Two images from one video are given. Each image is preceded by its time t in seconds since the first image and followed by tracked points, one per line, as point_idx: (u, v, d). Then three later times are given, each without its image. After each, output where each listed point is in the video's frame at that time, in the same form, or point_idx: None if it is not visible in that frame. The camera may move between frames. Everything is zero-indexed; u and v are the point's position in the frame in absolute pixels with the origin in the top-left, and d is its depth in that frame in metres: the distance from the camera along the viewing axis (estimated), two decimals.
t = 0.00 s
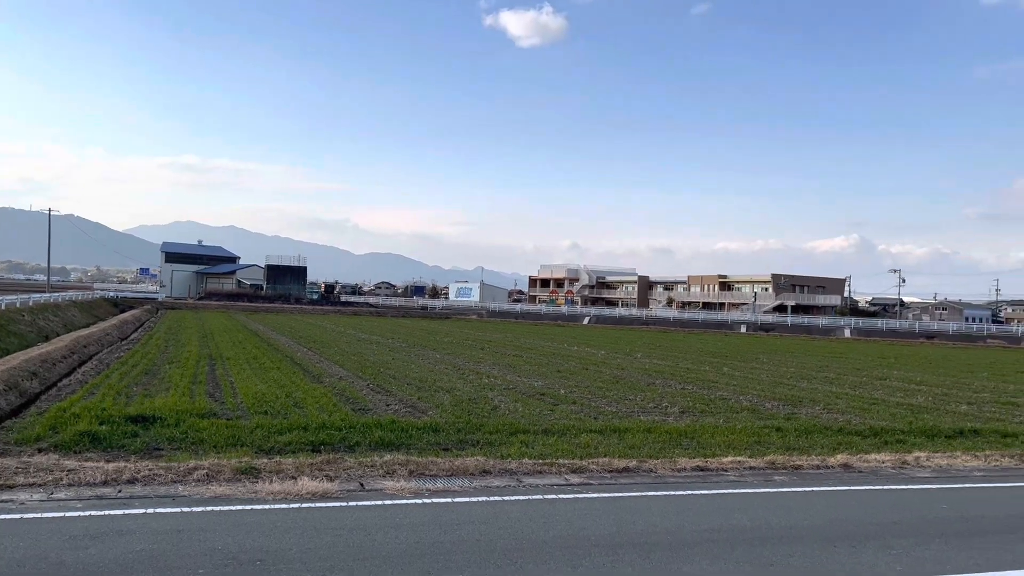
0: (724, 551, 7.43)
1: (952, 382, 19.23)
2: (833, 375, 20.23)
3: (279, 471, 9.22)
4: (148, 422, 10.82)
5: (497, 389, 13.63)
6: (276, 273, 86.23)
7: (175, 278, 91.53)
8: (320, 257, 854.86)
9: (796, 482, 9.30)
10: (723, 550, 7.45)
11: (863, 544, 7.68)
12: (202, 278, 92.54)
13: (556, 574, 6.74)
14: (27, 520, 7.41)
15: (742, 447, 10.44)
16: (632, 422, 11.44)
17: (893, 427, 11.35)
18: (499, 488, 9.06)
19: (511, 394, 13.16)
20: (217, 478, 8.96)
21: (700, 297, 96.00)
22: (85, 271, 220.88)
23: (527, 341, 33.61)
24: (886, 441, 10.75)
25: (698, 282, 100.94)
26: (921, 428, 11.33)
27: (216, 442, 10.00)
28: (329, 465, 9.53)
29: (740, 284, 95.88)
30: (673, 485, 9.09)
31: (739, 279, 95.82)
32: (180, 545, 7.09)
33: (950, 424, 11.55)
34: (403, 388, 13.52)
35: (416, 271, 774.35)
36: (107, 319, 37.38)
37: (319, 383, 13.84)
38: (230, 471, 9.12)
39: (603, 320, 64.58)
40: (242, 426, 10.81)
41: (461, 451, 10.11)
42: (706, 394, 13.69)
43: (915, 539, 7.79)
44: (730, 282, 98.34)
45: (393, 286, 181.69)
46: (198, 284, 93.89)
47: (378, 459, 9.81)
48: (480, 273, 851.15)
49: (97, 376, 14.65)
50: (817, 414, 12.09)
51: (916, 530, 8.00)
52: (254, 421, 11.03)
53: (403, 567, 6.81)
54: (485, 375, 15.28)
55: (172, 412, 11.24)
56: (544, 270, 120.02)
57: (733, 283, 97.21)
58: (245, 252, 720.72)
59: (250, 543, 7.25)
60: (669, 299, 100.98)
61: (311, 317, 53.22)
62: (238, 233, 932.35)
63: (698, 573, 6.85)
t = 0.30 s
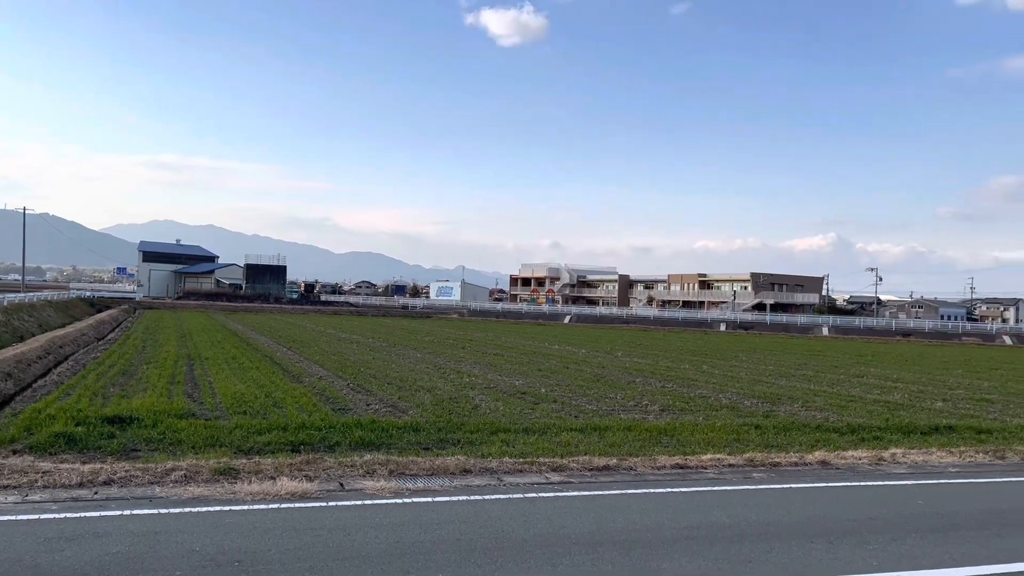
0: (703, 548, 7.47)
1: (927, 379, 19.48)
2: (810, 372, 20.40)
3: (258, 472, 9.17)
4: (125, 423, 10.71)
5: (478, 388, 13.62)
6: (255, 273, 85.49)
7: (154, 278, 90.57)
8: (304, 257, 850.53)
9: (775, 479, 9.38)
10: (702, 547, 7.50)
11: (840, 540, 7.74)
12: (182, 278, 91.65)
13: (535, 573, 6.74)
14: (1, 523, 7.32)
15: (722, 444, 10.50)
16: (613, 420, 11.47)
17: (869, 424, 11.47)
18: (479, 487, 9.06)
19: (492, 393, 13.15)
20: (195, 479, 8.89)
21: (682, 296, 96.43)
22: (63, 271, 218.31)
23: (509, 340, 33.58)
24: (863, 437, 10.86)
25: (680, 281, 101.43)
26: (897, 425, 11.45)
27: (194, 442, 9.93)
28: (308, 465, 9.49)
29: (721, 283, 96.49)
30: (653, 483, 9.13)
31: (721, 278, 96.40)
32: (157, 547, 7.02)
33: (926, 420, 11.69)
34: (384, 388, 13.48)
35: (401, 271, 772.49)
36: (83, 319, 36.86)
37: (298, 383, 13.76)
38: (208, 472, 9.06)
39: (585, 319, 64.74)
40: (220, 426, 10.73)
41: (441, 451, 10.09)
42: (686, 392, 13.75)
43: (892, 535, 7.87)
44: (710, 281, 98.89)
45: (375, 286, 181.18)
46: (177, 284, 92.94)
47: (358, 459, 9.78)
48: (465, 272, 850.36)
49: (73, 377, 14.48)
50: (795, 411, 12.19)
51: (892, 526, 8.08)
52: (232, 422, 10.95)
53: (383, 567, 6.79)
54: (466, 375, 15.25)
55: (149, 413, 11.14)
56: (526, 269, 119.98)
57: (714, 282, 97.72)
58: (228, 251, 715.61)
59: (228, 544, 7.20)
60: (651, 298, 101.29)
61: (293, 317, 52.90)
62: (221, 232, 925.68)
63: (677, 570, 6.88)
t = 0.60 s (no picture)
0: (684, 546, 7.50)
1: (904, 377, 19.69)
2: (789, 370, 20.54)
3: (238, 473, 9.12)
4: (104, 425, 10.63)
5: (461, 388, 13.61)
6: (235, 273, 84.86)
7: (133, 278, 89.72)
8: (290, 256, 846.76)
9: (755, 477, 9.44)
10: (683, 545, 7.53)
11: (820, 536, 7.80)
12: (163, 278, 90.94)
13: (516, 572, 6.76)
14: None
15: (703, 443, 10.55)
16: (594, 419, 11.50)
17: (848, 422, 11.56)
18: (461, 487, 9.06)
19: (474, 393, 13.14)
20: (175, 481, 8.84)
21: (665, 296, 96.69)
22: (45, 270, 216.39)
23: (492, 339, 33.57)
24: (843, 435, 10.94)
25: (664, 280, 101.81)
26: (876, 423, 11.55)
27: (174, 444, 9.87)
28: (290, 466, 9.47)
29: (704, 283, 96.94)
30: (634, 481, 9.17)
31: (704, 277, 96.89)
32: (137, 549, 6.97)
33: (904, 418, 11.81)
34: (366, 388, 13.45)
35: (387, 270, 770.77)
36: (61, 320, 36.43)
37: (279, 383, 13.70)
38: (188, 474, 9.00)
39: (568, 318, 64.91)
40: (200, 428, 10.67)
41: (423, 451, 10.08)
42: (667, 391, 13.82)
43: (870, 531, 7.94)
44: (693, 280, 99.31)
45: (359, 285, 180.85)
46: (156, 284, 92.25)
47: (340, 460, 9.75)
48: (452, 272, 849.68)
49: (50, 379, 14.32)
50: (775, 410, 12.27)
51: (871, 522, 8.16)
52: (213, 423, 10.89)
53: (364, 567, 6.78)
54: (448, 375, 15.24)
55: (129, 414, 11.05)
56: (510, 268, 119.94)
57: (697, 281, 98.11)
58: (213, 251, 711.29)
59: (208, 546, 7.15)
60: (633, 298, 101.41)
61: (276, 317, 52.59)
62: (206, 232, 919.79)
63: (657, 569, 6.91)
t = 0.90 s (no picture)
0: (665, 544, 7.53)
1: (883, 375, 19.89)
2: (770, 369, 20.66)
3: (219, 475, 9.07)
4: (84, 427, 10.54)
5: (444, 388, 13.59)
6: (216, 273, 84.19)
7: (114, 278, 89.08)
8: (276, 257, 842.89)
9: (735, 475, 9.49)
10: (664, 543, 7.56)
11: (799, 533, 7.85)
12: (144, 278, 90.29)
13: (498, 572, 6.76)
14: None
15: (684, 441, 10.59)
16: (577, 419, 11.52)
17: (829, 420, 11.65)
18: (444, 487, 9.05)
19: (458, 393, 13.12)
20: (155, 483, 8.77)
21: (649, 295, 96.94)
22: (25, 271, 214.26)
23: (476, 339, 33.50)
24: (823, 433, 11.03)
25: (647, 280, 102.24)
26: (856, 420, 11.65)
27: (155, 445, 9.80)
28: (271, 467, 9.43)
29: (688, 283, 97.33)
30: (617, 480, 9.20)
31: (688, 276, 97.31)
32: (115, 552, 6.91)
33: (883, 415, 11.92)
34: (349, 388, 13.42)
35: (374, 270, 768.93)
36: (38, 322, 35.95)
37: (261, 384, 13.63)
38: (168, 476, 8.94)
39: (551, 318, 65.00)
40: (181, 429, 10.60)
41: (407, 451, 10.07)
42: (650, 390, 13.86)
43: (849, 528, 8.00)
44: (677, 279, 99.74)
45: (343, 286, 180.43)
46: (136, 284, 91.55)
47: (322, 460, 9.73)
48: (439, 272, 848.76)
49: (28, 381, 14.15)
50: (756, 408, 12.34)
51: (850, 519, 8.22)
52: (194, 425, 10.82)
53: (345, 567, 6.77)
54: (432, 375, 15.21)
55: (109, 416, 10.96)
56: (495, 268, 119.84)
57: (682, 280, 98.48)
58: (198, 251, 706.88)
59: (189, 548, 7.11)
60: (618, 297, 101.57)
61: (259, 317, 52.26)
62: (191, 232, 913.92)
63: (639, 567, 6.94)
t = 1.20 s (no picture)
0: (648, 543, 7.55)
1: (865, 374, 20.06)
2: (752, 368, 20.80)
3: (201, 477, 9.02)
4: (64, 429, 10.45)
5: (429, 388, 13.58)
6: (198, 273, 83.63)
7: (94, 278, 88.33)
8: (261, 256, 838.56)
9: (718, 474, 9.55)
10: (647, 542, 7.58)
11: (780, 531, 7.90)
12: (124, 278, 89.59)
13: (481, 571, 6.76)
14: None
15: (668, 440, 10.64)
16: (561, 418, 11.54)
17: (811, 418, 11.74)
18: (427, 487, 9.05)
19: (441, 393, 13.11)
20: (136, 485, 8.71)
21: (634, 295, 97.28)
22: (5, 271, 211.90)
23: (461, 339, 33.46)
24: (805, 431, 11.10)
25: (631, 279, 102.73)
26: (837, 418, 11.75)
27: (136, 447, 9.73)
28: (254, 468, 9.39)
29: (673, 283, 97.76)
30: (600, 480, 9.22)
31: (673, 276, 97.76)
32: (96, 555, 6.85)
33: (864, 413, 12.02)
34: (332, 389, 13.38)
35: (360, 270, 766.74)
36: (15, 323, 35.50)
37: (244, 385, 13.57)
38: (150, 478, 8.89)
39: (534, 317, 65.05)
40: (162, 431, 10.53)
41: (390, 451, 10.05)
42: (634, 389, 13.90)
43: (829, 525, 8.06)
44: (661, 279, 100.28)
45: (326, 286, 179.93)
46: (116, 284, 90.85)
47: (304, 461, 9.70)
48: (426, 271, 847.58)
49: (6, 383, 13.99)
50: (739, 407, 12.41)
51: (831, 516, 8.29)
52: (176, 426, 10.75)
53: (328, 569, 6.75)
54: (415, 375, 15.18)
55: (88, 419, 10.87)
56: (479, 268, 119.79)
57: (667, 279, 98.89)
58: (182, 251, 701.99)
59: (170, 550, 7.06)
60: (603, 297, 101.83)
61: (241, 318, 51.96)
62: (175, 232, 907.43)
63: (621, 566, 6.95)
